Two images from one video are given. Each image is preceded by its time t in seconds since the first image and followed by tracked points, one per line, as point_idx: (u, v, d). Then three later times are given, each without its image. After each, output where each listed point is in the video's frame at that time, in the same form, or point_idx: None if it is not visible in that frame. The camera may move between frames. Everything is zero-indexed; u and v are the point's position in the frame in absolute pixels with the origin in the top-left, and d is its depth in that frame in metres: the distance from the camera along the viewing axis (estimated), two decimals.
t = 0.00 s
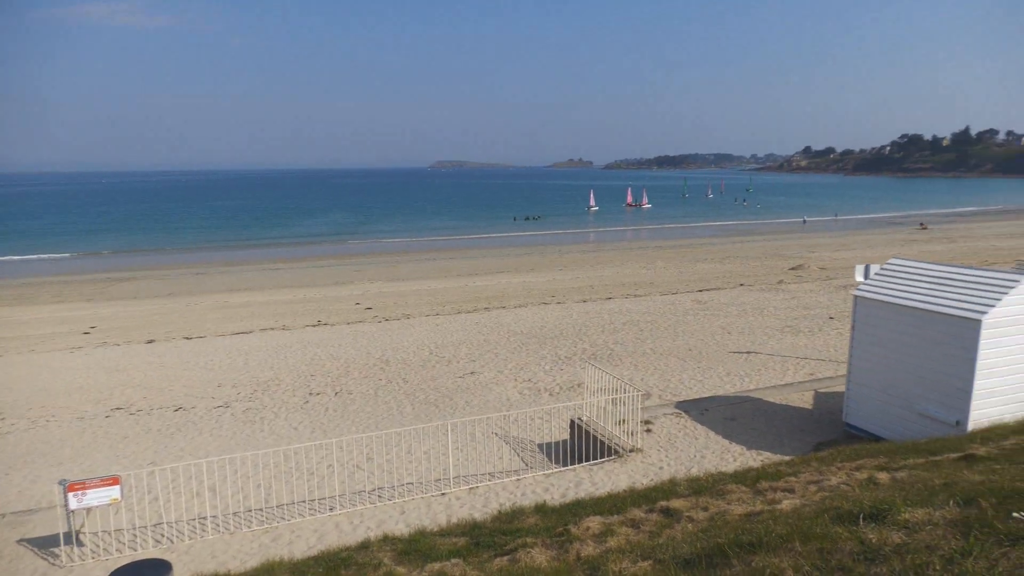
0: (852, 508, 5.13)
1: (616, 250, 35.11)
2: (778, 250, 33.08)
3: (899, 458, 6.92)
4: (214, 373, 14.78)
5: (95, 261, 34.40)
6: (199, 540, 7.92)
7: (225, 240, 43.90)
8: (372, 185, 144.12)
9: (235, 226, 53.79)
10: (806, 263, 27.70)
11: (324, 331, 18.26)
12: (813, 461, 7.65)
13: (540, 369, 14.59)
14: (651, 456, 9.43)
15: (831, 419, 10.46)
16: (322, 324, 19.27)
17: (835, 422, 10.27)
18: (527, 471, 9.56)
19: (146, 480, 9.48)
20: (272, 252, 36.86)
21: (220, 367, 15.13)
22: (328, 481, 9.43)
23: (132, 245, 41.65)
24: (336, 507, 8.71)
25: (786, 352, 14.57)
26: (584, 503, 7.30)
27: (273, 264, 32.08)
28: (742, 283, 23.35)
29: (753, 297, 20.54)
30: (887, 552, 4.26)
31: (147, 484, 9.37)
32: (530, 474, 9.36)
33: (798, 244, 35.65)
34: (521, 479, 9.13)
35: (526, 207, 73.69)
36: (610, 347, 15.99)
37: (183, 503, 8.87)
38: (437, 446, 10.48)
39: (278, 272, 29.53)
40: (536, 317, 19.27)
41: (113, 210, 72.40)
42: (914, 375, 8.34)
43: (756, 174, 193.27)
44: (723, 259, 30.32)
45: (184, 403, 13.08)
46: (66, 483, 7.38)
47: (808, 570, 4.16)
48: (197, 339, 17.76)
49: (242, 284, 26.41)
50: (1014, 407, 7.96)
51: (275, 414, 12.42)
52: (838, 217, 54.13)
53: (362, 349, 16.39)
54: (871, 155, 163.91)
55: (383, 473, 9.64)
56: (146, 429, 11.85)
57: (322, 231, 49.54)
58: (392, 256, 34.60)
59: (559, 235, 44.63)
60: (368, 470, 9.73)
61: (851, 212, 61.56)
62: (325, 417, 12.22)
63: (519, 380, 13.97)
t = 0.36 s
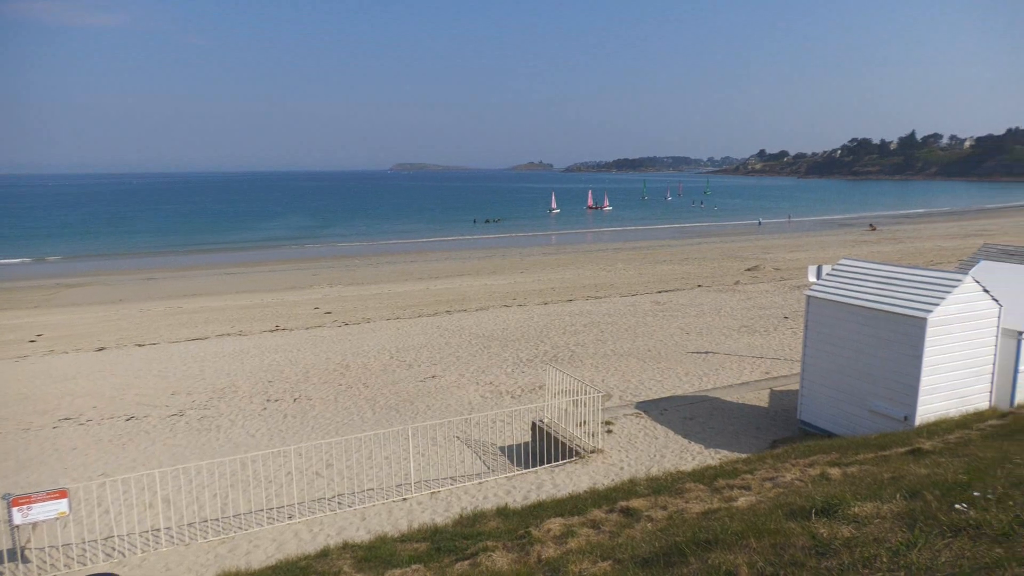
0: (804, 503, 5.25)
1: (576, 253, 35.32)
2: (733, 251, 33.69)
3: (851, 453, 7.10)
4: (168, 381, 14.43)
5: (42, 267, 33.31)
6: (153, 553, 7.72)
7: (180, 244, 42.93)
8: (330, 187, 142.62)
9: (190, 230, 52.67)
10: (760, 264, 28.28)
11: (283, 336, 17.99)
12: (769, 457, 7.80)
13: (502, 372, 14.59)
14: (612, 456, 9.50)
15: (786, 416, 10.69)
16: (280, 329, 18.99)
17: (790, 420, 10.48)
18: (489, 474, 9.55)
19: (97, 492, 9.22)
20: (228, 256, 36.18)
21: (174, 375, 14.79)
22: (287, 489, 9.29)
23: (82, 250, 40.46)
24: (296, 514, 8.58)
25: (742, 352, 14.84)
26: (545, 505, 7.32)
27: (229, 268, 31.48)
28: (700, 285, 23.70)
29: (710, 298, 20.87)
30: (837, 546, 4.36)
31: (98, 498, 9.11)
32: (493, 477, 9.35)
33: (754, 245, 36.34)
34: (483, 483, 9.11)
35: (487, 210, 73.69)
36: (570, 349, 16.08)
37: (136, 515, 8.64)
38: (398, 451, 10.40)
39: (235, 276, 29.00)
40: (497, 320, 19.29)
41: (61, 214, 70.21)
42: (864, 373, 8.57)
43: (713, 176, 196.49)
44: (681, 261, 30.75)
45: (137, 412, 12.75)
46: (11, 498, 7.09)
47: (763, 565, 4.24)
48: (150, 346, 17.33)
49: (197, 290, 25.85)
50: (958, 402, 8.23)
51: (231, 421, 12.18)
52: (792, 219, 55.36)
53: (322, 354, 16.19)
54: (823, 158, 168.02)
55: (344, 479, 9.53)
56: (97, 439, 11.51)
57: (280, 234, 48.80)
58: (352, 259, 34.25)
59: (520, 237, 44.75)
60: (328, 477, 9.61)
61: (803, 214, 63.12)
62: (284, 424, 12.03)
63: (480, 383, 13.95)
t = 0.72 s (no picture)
0: (756, 500, 5.35)
1: (535, 255, 35.45)
2: (690, 253, 34.20)
3: (802, 450, 7.26)
4: (118, 388, 14.03)
5: None
6: (102, 565, 7.50)
7: (130, 247, 41.80)
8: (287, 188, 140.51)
9: (140, 233, 51.34)
10: (716, 266, 28.80)
11: (238, 341, 17.65)
12: (725, 456, 7.93)
13: (462, 375, 14.55)
14: (572, 457, 9.55)
15: (741, 415, 10.89)
16: (236, 334, 18.63)
17: (745, 419, 10.67)
18: (449, 477, 9.52)
19: (42, 506, 8.91)
20: (181, 260, 35.36)
21: (125, 382, 14.38)
22: (243, 497, 9.12)
23: (27, 254, 39.11)
24: (251, 523, 8.43)
25: (699, 352, 15.08)
26: (505, 507, 7.32)
27: (182, 272, 30.76)
28: (657, 286, 23.99)
29: (668, 299, 21.14)
30: (787, 541, 4.46)
31: (43, 511, 8.81)
32: (453, 480, 9.32)
33: (711, 247, 36.92)
34: (443, 486, 9.07)
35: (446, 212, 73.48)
36: (530, 351, 16.12)
37: (84, 528, 8.38)
38: (356, 456, 10.30)
39: (188, 280, 28.35)
40: (457, 322, 19.24)
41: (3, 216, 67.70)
42: (816, 372, 8.78)
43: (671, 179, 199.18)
44: (639, 263, 31.09)
45: (84, 420, 12.36)
46: None
47: (715, 562, 4.30)
48: (99, 352, 16.83)
49: (148, 294, 25.20)
50: (904, 399, 8.49)
51: (185, 429, 11.91)
52: (746, 222, 56.47)
53: (278, 359, 15.93)
54: (777, 161, 171.70)
55: (302, 485, 9.39)
56: (43, 450, 11.13)
57: (236, 237, 47.88)
58: (309, 262, 33.80)
59: (479, 240, 44.74)
60: (285, 483, 9.47)
61: (757, 216, 64.46)
62: (239, 430, 11.80)
63: (440, 386, 13.88)
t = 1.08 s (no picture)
0: (707, 498, 5.45)
1: (492, 257, 35.45)
2: (645, 255, 34.61)
3: (752, 448, 7.41)
4: (60, 395, 13.55)
5: None
6: None
7: (73, 250, 40.43)
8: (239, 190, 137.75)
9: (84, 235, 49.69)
10: (670, 268, 29.20)
11: (188, 346, 17.22)
12: (677, 455, 8.04)
13: (418, 379, 14.45)
14: (527, 459, 9.56)
15: (694, 414, 11.06)
16: (185, 338, 18.18)
17: (698, 419, 10.84)
18: (405, 482, 9.44)
19: None
20: (127, 263, 34.34)
21: (67, 389, 13.90)
22: (192, 506, 8.89)
23: None
24: (200, 532, 8.23)
25: (653, 353, 15.27)
26: (461, 511, 7.30)
27: (128, 275, 29.89)
28: (613, 288, 24.20)
29: (623, 301, 21.35)
30: (735, 537, 4.55)
31: None
32: (408, 484, 9.24)
33: (665, 249, 37.41)
34: (399, 491, 8.99)
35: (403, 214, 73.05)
36: (487, 353, 16.10)
37: (22, 542, 8.07)
38: (310, 461, 10.14)
39: (135, 284, 27.55)
40: (413, 325, 19.11)
41: None
42: (766, 372, 8.98)
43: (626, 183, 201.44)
44: (594, 265, 31.34)
45: (24, 430, 11.90)
46: None
47: (666, 560, 4.36)
48: (40, 359, 16.24)
49: (92, 298, 24.40)
50: (848, 397, 8.74)
51: (131, 437, 11.56)
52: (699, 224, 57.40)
53: (230, 364, 15.60)
54: (729, 165, 175.12)
55: (253, 493, 9.21)
56: None
57: (185, 240, 46.75)
58: (261, 265, 33.19)
59: (436, 242, 44.54)
60: (236, 491, 9.27)
61: (710, 219, 65.61)
62: (188, 438, 11.51)
63: (396, 390, 13.76)
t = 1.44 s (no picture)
0: (660, 497, 5.52)
1: (450, 260, 35.36)
2: (602, 258, 34.94)
3: (706, 447, 7.53)
4: None
5: None
6: None
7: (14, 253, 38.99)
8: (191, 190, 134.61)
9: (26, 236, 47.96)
10: (627, 270, 29.55)
11: (136, 351, 16.76)
12: (633, 455, 8.13)
13: (375, 382, 14.32)
14: (485, 462, 9.55)
15: (650, 415, 11.19)
16: (133, 343, 17.69)
17: (654, 419, 10.97)
18: (361, 487, 9.35)
19: None
20: (72, 265, 33.26)
21: (7, 397, 13.40)
22: (140, 516, 8.65)
23: None
24: (148, 543, 8.02)
25: (610, 354, 15.40)
26: (418, 515, 7.26)
27: (72, 279, 28.92)
28: (570, 290, 24.37)
29: (580, 303, 21.50)
30: (686, 535, 4.62)
31: None
32: (365, 489, 9.15)
33: (622, 252, 37.82)
34: (355, 496, 8.89)
35: (360, 216, 72.38)
36: (444, 356, 16.04)
37: None
38: (264, 468, 9.96)
39: (80, 287, 26.68)
40: (370, 328, 18.94)
41: None
42: (719, 372, 9.14)
43: (583, 185, 203.08)
44: (552, 267, 31.49)
45: None
46: None
47: (619, 559, 4.41)
48: None
49: (35, 302, 23.57)
50: (798, 396, 8.96)
51: (75, 446, 11.19)
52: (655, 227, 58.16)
53: (181, 369, 15.23)
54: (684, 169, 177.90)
55: (204, 501, 9.01)
56: None
57: (134, 242, 45.51)
58: (214, 268, 32.49)
59: (393, 245, 44.24)
60: (187, 500, 9.06)
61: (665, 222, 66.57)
62: (136, 446, 11.20)
63: (353, 394, 13.61)
